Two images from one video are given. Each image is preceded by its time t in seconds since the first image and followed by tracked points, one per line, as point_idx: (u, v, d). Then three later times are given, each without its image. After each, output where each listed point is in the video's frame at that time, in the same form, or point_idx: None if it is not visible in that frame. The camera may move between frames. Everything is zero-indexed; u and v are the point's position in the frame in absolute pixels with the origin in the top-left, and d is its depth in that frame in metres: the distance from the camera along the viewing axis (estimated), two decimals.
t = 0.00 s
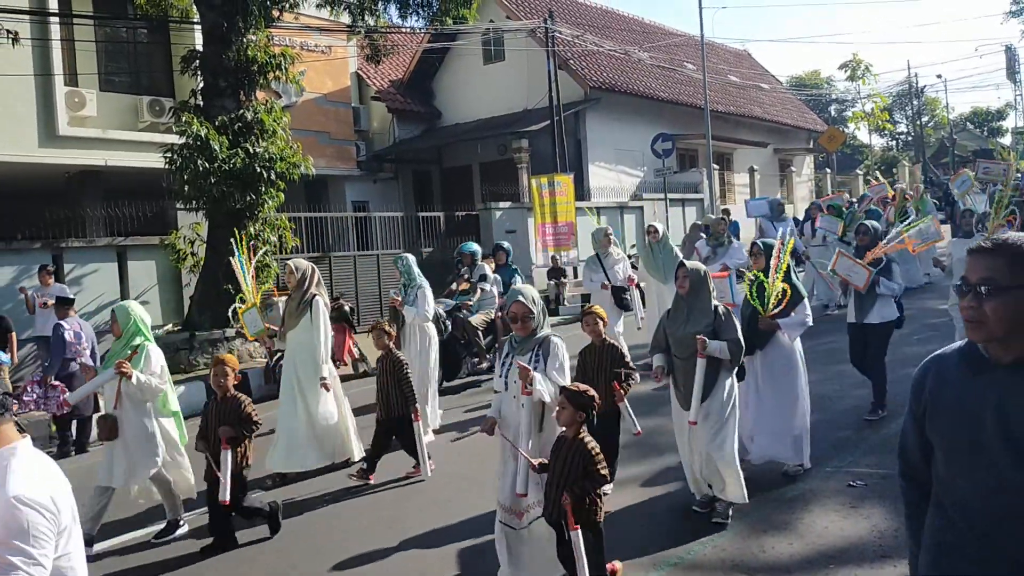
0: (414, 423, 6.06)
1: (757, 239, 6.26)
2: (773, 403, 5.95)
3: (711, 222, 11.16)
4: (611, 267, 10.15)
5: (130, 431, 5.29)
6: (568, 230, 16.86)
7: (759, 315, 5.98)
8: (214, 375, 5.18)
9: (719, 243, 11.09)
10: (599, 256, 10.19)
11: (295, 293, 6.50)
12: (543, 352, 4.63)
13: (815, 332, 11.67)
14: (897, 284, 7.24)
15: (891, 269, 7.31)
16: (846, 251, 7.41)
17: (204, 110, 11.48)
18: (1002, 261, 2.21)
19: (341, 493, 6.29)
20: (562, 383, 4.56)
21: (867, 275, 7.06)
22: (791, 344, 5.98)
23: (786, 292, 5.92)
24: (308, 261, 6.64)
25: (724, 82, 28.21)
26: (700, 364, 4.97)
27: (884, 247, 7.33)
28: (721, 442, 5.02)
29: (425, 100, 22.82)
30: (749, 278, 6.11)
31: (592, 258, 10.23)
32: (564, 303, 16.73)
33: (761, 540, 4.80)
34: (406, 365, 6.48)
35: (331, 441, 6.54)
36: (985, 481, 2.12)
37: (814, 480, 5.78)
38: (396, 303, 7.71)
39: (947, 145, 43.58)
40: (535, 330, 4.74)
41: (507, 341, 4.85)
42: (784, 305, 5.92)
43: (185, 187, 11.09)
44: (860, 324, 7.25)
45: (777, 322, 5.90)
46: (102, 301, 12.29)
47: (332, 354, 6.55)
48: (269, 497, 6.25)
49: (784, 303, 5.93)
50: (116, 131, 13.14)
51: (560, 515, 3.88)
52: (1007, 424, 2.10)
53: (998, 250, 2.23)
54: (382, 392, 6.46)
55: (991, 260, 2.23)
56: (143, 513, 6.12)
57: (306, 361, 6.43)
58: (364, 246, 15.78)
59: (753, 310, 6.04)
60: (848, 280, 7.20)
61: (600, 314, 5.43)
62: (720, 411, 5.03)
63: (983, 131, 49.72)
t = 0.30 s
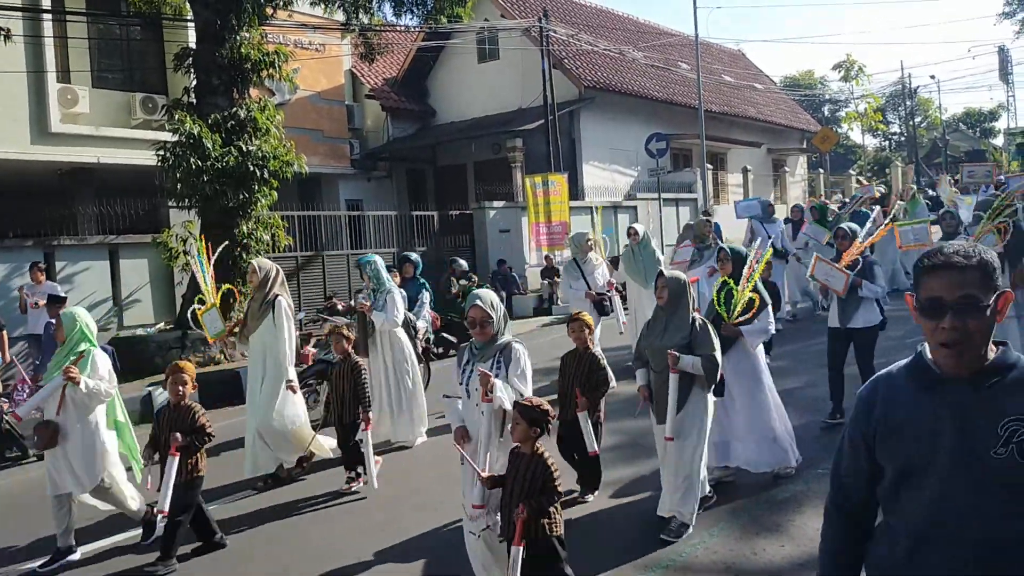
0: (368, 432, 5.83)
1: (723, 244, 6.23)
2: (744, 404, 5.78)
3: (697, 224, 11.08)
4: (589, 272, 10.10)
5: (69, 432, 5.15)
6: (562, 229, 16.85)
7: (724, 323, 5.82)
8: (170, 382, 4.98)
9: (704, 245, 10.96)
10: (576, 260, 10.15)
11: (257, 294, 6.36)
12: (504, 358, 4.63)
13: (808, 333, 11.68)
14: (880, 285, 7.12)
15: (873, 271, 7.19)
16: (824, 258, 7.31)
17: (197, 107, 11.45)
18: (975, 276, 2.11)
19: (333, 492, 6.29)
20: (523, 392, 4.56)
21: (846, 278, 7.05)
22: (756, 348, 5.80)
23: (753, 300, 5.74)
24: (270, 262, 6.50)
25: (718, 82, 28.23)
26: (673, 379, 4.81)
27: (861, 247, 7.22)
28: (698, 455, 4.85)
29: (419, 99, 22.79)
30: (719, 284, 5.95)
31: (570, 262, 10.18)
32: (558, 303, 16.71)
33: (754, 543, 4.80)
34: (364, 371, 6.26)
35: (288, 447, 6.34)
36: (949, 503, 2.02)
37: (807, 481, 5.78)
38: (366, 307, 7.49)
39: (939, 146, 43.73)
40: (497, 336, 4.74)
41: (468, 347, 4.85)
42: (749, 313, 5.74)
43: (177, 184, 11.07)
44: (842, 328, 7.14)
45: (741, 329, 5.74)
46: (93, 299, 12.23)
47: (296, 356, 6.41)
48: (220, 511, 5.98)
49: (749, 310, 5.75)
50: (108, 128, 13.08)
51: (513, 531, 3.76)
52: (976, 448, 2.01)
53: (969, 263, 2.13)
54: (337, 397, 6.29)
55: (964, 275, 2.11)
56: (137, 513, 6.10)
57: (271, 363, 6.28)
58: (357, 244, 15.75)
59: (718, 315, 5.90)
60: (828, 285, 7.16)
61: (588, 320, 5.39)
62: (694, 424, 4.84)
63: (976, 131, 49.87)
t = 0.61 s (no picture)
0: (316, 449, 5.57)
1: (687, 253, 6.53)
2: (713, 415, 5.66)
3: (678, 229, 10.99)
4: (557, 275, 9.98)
5: None
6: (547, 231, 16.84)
7: (686, 325, 5.78)
8: (106, 395, 4.77)
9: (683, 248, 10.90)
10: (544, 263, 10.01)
11: (212, 300, 6.07)
12: (457, 370, 4.57)
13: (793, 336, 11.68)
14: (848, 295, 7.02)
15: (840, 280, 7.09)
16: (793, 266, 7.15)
17: (180, 106, 11.34)
18: (938, 291, 2.05)
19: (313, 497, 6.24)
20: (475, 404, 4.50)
21: (813, 288, 6.82)
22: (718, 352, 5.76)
23: (717, 303, 5.82)
24: (227, 267, 6.21)
25: (703, 85, 28.30)
26: (630, 387, 4.74)
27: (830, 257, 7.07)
28: (658, 469, 4.74)
29: (404, 98, 22.72)
30: (682, 286, 5.94)
31: (538, 265, 10.05)
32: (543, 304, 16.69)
33: (736, 546, 4.79)
34: (315, 385, 5.81)
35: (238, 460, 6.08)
36: (902, 536, 1.94)
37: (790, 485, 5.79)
38: (322, 310, 7.46)
39: (922, 150, 43.98)
40: (453, 345, 4.67)
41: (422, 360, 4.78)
42: (712, 316, 5.80)
43: (159, 184, 10.94)
44: (811, 338, 6.98)
45: (704, 331, 5.72)
46: (74, 299, 12.12)
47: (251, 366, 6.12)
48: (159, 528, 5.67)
49: (712, 313, 5.80)
50: (90, 127, 12.96)
51: (456, 544, 3.70)
52: (933, 485, 1.93)
53: (933, 283, 2.05)
54: (286, 412, 5.82)
55: (931, 290, 2.04)
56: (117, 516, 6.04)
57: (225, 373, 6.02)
58: (341, 245, 15.66)
59: (681, 317, 5.88)
60: (796, 294, 6.95)
61: (559, 326, 5.43)
62: (655, 436, 4.77)
63: (958, 136, 50.23)
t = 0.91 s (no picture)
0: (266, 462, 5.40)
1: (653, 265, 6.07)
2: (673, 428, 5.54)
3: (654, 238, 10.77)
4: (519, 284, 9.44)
5: None
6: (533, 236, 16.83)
7: (658, 347, 5.63)
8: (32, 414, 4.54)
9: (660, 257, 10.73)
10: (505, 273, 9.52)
11: (161, 312, 6.03)
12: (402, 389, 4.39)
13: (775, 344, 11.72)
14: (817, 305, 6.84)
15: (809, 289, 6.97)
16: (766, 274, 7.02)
17: (165, 109, 11.30)
18: (925, 322, 1.93)
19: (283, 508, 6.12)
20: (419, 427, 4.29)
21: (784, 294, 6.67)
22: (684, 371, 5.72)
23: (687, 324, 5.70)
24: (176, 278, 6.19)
25: (690, 92, 28.42)
26: (591, 399, 4.60)
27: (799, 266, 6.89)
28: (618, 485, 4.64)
29: (391, 103, 22.70)
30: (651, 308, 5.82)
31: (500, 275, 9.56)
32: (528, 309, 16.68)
33: (721, 555, 4.78)
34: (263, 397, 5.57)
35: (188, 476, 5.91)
36: None
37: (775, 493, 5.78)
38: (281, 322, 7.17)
39: (905, 158, 44.28)
40: (408, 359, 4.53)
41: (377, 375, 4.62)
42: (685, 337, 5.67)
43: (143, 186, 10.88)
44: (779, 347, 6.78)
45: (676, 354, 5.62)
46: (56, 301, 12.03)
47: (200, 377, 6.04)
48: (104, 546, 5.46)
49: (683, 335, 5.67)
50: (73, 128, 12.87)
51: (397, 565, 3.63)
52: (904, 541, 1.81)
53: (915, 302, 1.95)
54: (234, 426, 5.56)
55: (910, 319, 1.93)
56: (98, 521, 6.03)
57: (172, 385, 5.92)
58: (327, 249, 15.62)
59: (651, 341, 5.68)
60: (767, 301, 6.86)
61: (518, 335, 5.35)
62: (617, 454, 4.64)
63: (941, 145, 50.63)
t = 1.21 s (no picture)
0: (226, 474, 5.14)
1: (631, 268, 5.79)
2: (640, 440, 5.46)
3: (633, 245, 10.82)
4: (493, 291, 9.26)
5: None
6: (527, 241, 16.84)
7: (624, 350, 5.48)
8: None
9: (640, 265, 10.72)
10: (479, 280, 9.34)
11: (120, 321, 5.76)
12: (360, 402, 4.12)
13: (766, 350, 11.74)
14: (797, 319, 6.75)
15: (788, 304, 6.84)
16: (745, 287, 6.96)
17: (159, 112, 11.28)
18: (872, 350, 1.81)
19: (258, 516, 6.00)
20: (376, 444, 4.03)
21: (762, 308, 6.60)
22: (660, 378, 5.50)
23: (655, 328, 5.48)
24: (135, 284, 5.90)
25: (683, 98, 28.50)
26: (557, 406, 4.55)
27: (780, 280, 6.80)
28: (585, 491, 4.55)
29: (385, 107, 22.72)
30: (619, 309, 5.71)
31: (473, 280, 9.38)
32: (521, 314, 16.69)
33: (714, 562, 4.79)
34: (220, 407, 5.43)
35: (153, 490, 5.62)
36: None
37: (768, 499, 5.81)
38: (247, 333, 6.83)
39: (897, 165, 44.47)
40: (363, 373, 4.24)
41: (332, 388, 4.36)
42: (652, 341, 5.46)
43: (136, 190, 10.84)
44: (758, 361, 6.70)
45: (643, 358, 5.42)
46: (48, 304, 12.01)
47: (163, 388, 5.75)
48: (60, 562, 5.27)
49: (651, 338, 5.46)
50: (67, 131, 12.85)
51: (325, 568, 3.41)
52: None
53: (867, 326, 1.83)
54: (187, 434, 5.45)
55: (859, 346, 1.82)
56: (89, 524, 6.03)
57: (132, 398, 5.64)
58: (320, 253, 15.62)
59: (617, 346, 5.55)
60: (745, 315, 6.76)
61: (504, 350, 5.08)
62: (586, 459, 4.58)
63: (933, 152, 50.84)
